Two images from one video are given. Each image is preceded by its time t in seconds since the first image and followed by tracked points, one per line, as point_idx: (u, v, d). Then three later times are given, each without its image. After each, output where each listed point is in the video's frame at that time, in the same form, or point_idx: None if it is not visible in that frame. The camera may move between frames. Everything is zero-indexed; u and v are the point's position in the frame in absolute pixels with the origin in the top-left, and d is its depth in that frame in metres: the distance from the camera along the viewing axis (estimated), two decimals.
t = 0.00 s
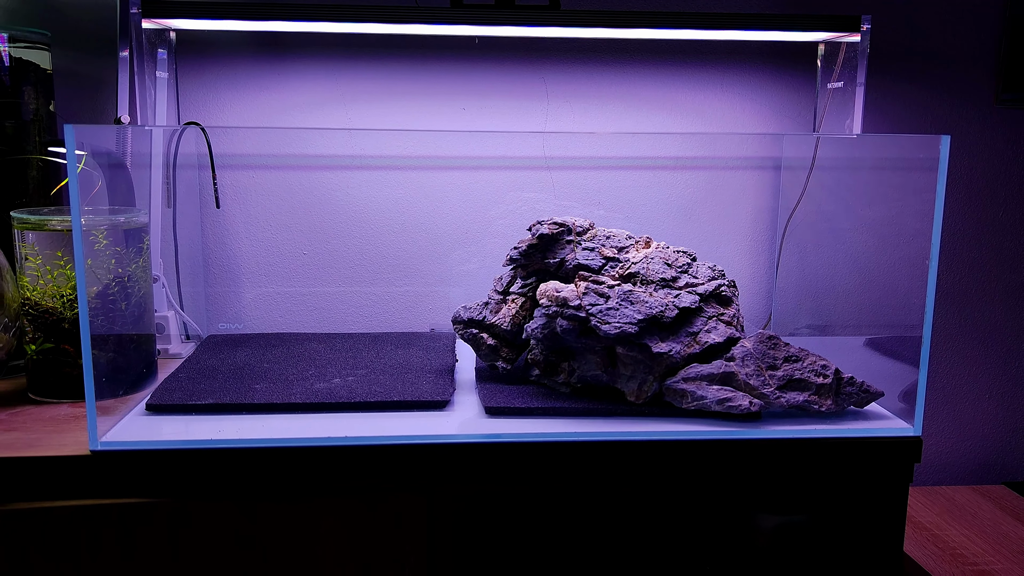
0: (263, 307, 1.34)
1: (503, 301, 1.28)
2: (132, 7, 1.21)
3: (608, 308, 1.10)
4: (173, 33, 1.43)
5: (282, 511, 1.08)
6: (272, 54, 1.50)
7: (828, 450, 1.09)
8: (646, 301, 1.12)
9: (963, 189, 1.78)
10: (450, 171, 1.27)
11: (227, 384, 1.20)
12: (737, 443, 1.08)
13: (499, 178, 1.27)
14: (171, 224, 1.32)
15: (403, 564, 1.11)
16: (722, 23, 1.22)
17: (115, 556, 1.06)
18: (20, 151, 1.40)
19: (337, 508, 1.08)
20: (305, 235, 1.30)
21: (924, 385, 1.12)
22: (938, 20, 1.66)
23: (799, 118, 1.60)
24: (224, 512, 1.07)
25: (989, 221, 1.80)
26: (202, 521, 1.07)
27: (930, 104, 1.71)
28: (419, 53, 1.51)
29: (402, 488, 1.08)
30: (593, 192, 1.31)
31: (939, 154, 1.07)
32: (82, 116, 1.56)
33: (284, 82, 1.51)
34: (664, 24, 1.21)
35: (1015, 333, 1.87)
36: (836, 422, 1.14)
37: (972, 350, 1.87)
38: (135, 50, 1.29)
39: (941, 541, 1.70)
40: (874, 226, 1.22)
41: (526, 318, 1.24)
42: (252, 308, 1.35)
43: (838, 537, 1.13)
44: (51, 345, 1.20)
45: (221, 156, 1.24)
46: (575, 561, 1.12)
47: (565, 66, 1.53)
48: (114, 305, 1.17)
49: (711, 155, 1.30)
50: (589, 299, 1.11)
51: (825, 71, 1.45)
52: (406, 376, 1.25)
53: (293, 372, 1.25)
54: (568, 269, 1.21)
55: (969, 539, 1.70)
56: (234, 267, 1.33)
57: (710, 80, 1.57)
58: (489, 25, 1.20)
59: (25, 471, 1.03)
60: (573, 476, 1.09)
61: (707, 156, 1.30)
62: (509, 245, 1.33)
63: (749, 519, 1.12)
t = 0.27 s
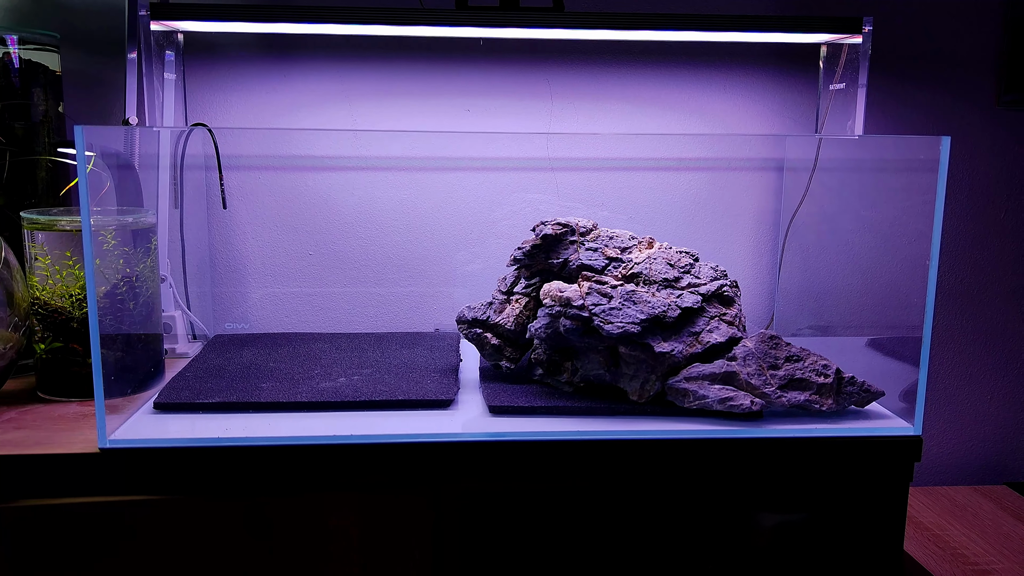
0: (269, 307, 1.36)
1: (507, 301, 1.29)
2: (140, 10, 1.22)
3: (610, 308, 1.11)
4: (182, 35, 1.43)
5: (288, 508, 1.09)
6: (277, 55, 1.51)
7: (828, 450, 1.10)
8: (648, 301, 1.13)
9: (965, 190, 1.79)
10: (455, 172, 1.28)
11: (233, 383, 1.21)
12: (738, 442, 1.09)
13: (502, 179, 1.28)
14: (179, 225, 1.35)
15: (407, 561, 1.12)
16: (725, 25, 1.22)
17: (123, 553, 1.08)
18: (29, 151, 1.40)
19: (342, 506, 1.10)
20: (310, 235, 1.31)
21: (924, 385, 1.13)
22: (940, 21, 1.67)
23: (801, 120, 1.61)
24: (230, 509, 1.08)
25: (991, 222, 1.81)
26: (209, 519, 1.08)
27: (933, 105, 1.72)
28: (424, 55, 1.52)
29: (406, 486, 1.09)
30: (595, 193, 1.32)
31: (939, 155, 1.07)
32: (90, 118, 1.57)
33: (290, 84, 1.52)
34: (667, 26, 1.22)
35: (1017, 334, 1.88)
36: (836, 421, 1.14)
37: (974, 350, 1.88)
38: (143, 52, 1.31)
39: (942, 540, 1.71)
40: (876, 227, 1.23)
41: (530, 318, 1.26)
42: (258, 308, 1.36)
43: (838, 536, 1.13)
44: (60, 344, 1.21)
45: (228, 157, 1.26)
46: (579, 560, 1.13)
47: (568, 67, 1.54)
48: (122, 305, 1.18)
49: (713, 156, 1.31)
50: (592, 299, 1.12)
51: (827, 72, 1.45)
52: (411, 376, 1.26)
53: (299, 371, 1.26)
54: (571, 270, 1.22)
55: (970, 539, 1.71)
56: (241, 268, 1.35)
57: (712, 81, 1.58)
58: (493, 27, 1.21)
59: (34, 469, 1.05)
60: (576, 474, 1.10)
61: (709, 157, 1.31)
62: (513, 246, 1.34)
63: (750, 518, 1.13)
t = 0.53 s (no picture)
0: (279, 309, 1.37)
1: (515, 305, 1.30)
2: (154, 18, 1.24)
3: (618, 312, 1.12)
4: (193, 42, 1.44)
5: (301, 511, 1.10)
6: (287, 61, 1.52)
7: (836, 453, 1.11)
8: (656, 306, 1.14)
9: (971, 193, 1.79)
10: (465, 176, 1.28)
11: (245, 386, 1.23)
12: (746, 446, 1.10)
13: (511, 183, 1.29)
14: (190, 229, 1.38)
15: (418, 563, 1.14)
16: (732, 31, 1.23)
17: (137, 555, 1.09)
18: (44, 158, 1.43)
19: (354, 507, 1.11)
20: (320, 239, 1.33)
21: (929, 387, 1.14)
22: (945, 25, 1.67)
23: (807, 124, 1.62)
24: (244, 512, 1.10)
25: (997, 225, 1.81)
26: (223, 520, 1.10)
27: (939, 108, 1.72)
28: (433, 61, 1.53)
29: (418, 488, 1.11)
30: (603, 198, 1.32)
31: (945, 160, 1.09)
32: (102, 123, 1.59)
33: (300, 89, 1.53)
34: (675, 33, 1.23)
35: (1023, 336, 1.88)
36: (843, 424, 1.15)
37: (980, 353, 1.88)
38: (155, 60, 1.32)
39: (949, 543, 1.71)
40: (882, 232, 1.24)
41: (538, 322, 1.27)
42: (269, 310, 1.37)
43: (845, 539, 1.14)
44: (74, 347, 1.23)
45: (239, 162, 1.27)
46: (588, 563, 1.14)
47: (576, 73, 1.55)
48: (136, 309, 1.19)
49: (719, 161, 1.32)
50: (600, 303, 1.14)
51: (833, 78, 1.45)
52: (420, 379, 1.27)
53: (310, 374, 1.27)
54: (579, 274, 1.23)
55: (977, 541, 1.71)
56: (251, 270, 1.36)
57: (719, 86, 1.59)
58: (502, 34, 1.22)
59: (50, 471, 1.06)
60: (586, 477, 1.11)
61: (715, 162, 1.32)
62: (521, 249, 1.35)
63: (755, 519, 1.13)
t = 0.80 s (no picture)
0: (289, 315, 1.37)
1: (523, 310, 1.31)
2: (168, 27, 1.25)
3: (627, 318, 1.13)
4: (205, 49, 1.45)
5: (313, 515, 1.11)
6: (298, 70, 1.54)
7: (844, 458, 1.12)
8: (664, 311, 1.15)
9: (977, 199, 1.80)
10: (472, 182, 1.30)
11: (257, 390, 1.24)
12: (753, 450, 1.11)
13: (519, 189, 1.30)
14: (201, 233, 1.36)
15: (428, 567, 1.15)
16: (740, 39, 1.24)
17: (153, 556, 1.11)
18: (57, 164, 1.44)
19: (364, 511, 1.12)
20: (330, 244, 1.35)
21: (938, 394, 1.14)
22: (951, 32, 1.68)
23: (813, 130, 1.63)
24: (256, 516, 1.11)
25: (1002, 230, 1.82)
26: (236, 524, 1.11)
27: (945, 114, 1.73)
28: (441, 68, 1.55)
29: (428, 493, 1.12)
30: (610, 204, 1.33)
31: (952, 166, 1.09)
32: (114, 130, 1.60)
33: (309, 96, 1.55)
34: (684, 41, 1.23)
35: None
36: (851, 429, 1.16)
37: (986, 358, 1.89)
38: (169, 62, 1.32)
39: (955, 547, 1.72)
40: (889, 238, 1.25)
41: (547, 327, 1.28)
42: (278, 316, 1.38)
43: (852, 543, 1.14)
44: (88, 352, 1.24)
45: (249, 168, 1.28)
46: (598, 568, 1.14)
47: (583, 79, 1.57)
48: (149, 314, 1.20)
49: (726, 167, 1.33)
50: (608, 309, 1.15)
51: (839, 84, 1.47)
52: (430, 384, 1.29)
53: (321, 378, 1.29)
54: (588, 279, 1.24)
55: (983, 546, 1.72)
56: (260, 276, 1.36)
57: (726, 92, 1.60)
58: (511, 42, 1.23)
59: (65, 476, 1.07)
60: (596, 482, 1.12)
61: (722, 168, 1.33)
62: (529, 254, 1.35)
63: (766, 524, 1.14)
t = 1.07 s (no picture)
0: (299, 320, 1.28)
1: (531, 314, 1.34)
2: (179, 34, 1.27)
3: (634, 322, 1.15)
4: (216, 55, 1.44)
5: (322, 519, 1.12)
6: (307, 75, 1.57)
7: (848, 462, 1.13)
8: (671, 316, 1.16)
9: (982, 203, 1.80)
10: (478, 186, 1.30)
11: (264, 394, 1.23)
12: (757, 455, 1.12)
13: (526, 193, 1.31)
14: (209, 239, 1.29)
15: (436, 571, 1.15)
16: (748, 46, 1.24)
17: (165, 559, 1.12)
18: (70, 170, 1.46)
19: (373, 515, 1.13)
20: (342, 247, 1.32)
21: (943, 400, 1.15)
22: (957, 37, 1.68)
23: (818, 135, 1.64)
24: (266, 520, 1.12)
25: (1008, 234, 1.82)
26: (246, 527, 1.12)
27: (950, 119, 1.73)
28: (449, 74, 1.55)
29: (436, 497, 1.12)
30: (616, 207, 1.33)
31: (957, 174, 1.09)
32: (125, 135, 1.62)
33: (320, 102, 1.58)
34: (690, 48, 1.24)
35: None
36: (856, 434, 1.17)
37: (991, 361, 1.89)
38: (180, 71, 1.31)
39: (960, 551, 1.71)
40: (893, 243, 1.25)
41: (554, 331, 1.30)
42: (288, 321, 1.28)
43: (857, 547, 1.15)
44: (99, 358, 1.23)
45: (261, 173, 1.27)
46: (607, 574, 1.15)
47: (589, 86, 1.58)
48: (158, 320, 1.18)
49: (733, 172, 1.33)
50: (615, 314, 1.16)
51: (845, 89, 1.47)
52: (437, 387, 1.30)
53: (329, 384, 1.26)
54: (595, 284, 1.26)
55: (989, 549, 1.72)
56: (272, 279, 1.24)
57: (731, 98, 1.61)
58: (520, 49, 1.24)
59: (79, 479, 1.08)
60: (604, 487, 1.12)
61: (729, 173, 1.33)
62: (535, 258, 1.35)
63: (766, 527, 1.14)
